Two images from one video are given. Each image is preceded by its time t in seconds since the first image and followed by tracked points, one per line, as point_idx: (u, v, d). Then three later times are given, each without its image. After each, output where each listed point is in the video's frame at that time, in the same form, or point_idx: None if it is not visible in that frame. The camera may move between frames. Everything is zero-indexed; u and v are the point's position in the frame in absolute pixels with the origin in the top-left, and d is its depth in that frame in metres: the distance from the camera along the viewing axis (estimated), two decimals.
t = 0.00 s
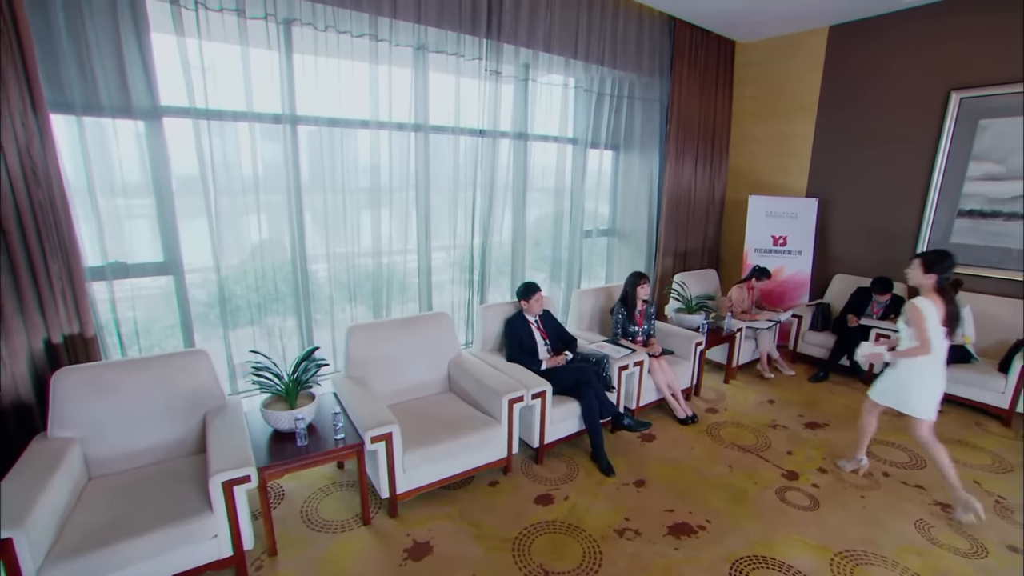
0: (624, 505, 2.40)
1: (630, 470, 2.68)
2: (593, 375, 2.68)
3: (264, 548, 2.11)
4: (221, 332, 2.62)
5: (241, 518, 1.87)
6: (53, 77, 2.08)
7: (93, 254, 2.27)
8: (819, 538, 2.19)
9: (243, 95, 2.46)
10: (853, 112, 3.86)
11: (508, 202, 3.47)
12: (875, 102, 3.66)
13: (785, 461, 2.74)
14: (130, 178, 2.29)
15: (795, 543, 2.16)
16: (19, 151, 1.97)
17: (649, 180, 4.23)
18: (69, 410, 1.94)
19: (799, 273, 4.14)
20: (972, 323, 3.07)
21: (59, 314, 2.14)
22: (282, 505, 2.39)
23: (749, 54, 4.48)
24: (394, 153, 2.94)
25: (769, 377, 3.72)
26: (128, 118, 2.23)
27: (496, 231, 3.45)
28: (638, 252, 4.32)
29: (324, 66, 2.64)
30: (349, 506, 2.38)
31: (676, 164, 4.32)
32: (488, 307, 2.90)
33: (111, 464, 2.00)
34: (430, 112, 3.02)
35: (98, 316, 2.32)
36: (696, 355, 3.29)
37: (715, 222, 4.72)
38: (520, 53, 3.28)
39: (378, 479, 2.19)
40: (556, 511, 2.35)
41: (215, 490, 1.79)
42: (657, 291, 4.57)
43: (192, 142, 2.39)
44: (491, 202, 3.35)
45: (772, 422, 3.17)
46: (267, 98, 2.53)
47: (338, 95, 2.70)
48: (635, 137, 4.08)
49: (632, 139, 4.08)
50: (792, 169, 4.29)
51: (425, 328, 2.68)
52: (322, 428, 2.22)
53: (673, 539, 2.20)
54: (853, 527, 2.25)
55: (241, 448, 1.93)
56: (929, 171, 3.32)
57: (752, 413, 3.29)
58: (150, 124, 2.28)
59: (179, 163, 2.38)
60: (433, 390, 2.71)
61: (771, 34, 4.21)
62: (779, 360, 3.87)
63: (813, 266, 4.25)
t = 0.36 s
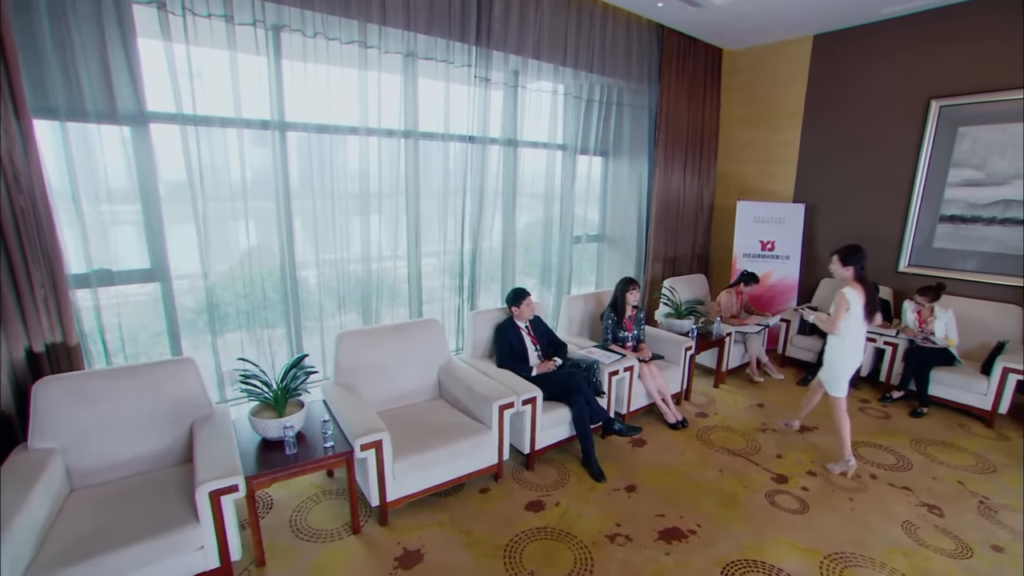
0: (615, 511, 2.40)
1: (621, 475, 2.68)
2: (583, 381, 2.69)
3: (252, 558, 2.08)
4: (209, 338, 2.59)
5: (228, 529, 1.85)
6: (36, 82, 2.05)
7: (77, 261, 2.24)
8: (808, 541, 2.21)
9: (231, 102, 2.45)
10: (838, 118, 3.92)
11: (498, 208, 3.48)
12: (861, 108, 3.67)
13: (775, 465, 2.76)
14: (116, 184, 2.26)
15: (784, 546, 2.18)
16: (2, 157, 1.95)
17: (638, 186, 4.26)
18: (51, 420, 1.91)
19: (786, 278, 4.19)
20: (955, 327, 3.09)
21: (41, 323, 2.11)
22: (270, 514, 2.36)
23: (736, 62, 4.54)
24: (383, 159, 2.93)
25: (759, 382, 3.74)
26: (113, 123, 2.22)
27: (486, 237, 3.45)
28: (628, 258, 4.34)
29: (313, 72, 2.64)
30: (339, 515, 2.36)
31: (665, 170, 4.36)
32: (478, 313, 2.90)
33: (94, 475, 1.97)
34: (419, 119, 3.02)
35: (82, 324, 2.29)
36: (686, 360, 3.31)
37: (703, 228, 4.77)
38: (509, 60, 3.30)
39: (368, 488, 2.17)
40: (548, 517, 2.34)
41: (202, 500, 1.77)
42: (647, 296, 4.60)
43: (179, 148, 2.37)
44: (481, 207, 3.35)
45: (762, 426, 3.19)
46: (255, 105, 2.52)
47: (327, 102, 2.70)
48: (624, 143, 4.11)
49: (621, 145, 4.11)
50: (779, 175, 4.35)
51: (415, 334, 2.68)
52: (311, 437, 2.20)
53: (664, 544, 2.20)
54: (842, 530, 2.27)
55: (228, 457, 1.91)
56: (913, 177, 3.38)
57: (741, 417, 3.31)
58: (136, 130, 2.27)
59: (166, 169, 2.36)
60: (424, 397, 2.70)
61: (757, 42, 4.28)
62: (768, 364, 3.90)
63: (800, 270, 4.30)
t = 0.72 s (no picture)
0: (608, 516, 2.40)
1: (613, 480, 2.68)
2: (575, 387, 2.69)
3: (242, 568, 2.06)
4: (199, 345, 2.57)
5: (217, 538, 1.83)
6: (22, 87, 2.03)
7: (64, 267, 2.22)
8: (799, 545, 2.22)
9: (222, 107, 2.44)
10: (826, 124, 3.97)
11: (490, 213, 3.48)
12: (850, 113, 3.74)
13: (766, 469, 2.77)
14: (103, 189, 2.24)
15: (776, 550, 2.18)
16: None
17: (629, 191, 4.28)
18: (36, 429, 1.88)
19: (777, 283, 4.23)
20: (941, 329, 3.16)
21: (25, 330, 2.08)
22: (261, 523, 2.34)
23: (725, 69, 4.60)
24: (374, 165, 2.93)
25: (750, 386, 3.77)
26: (101, 128, 2.20)
27: (477, 242, 3.45)
28: (620, 263, 4.36)
29: (304, 78, 2.63)
30: (331, 523, 2.34)
31: (656, 176, 4.40)
32: (470, 319, 2.90)
33: (79, 485, 1.94)
34: (411, 125, 3.03)
35: (68, 331, 2.26)
36: (677, 365, 3.32)
37: (694, 233, 4.80)
38: (501, 66, 3.32)
39: (360, 495, 2.16)
40: (540, 523, 2.34)
41: (191, 510, 1.75)
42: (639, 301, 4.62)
43: (169, 154, 2.36)
44: (473, 213, 3.36)
45: (753, 430, 3.21)
46: (246, 111, 2.51)
47: (318, 107, 2.70)
48: (615, 149, 4.13)
49: (612, 151, 4.14)
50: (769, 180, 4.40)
51: (407, 340, 2.67)
52: (301, 444, 2.18)
53: (657, 549, 2.20)
54: (833, 533, 2.28)
55: (217, 466, 1.89)
56: (900, 183, 3.45)
57: (733, 421, 3.32)
58: (124, 135, 2.25)
59: (155, 175, 2.34)
60: (416, 403, 2.69)
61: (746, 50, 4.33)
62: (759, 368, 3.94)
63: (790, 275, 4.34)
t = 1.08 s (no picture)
0: (601, 522, 2.40)
1: (606, 486, 2.68)
2: (568, 392, 2.69)
3: None
4: (190, 352, 2.54)
5: (207, 548, 1.80)
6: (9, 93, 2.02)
7: (51, 274, 2.19)
8: (792, 548, 2.23)
9: (213, 113, 2.43)
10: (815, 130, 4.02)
11: (482, 219, 3.48)
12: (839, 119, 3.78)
13: (758, 474, 2.78)
14: (91, 195, 2.22)
15: (769, 554, 2.19)
16: None
17: (621, 197, 4.31)
18: (21, 439, 1.85)
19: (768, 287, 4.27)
20: (929, 332, 3.27)
21: (10, 338, 2.05)
22: (251, 532, 2.31)
23: (715, 76, 4.65)
24: (366, 171, 2.93)
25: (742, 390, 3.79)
26: (90, 134, 2.18)
27: (470, 248, 3.45)
28: (612, 268, 4.38)
29: (296, 84, 2.63)
30: (322, 531, 2.32)
31: (647, 182, 4.43)
32: (463, 325, 2.90)
33: (65, 495, 1.91)
34: (403, 131, 3.03)
35: (55, 339, 2.23)
36: (670, 370, 3.34)
37: (686, 238, 4.83)
38: (493, 73, 3.34)
39: (352, 503, 2.14)
40: (534, 530, 2.33)
41: (180, 519, 1.72)
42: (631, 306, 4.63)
43: (159, 159, 2.34)
44: (465, 219, 3.36)
45: (745, 434, 3.22)
46: (238, 116, 2.50)
47: (310, 113, 2.70)
48: (607, 155, 4.16)
49: (604, 157, 4.16)
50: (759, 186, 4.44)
51: (399, 346, 2.66)
52: (293, 452, 2.17)
53: (650, 554, 2.20)
54: (825, 537, 2.29)
55: (207, 474, 1.87)
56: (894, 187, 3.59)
57: (725, 425, 3.34)
58: (114, 141, 2.23)
59: (145, 181, 2.33)
60: (408, 410, 2.68)
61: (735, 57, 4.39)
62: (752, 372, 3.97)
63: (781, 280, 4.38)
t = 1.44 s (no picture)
0: (595, 527, 2.39)
1: (600, 491, 2.67)
2: (561, 398, 2.69)
3: None
4: (180, 359, 2.52)
5: (196, 558, 1.78)
6: None
7: (39, 281, 2.17)
8: (784, 553, 2.23)
9: (204, 118, 2.43)
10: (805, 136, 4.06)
11: (475, 224, 3.49)
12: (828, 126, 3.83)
13: (751, 478, 2.79)
14: (80, 200, 2.20)
15: (762, 559, 2.20)
16: None
17: (614, 203, 4.32)
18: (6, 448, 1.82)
19: (759, 292, 4.32)
20: (918, 336, 3.35)
21: None
22: (242, 540, 2.29)
23: (706, 83, 4.69)
24: (358, 176, 2.92)
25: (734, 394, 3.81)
26: (79, 139, 2.17)
27: (463, 253, 3.46)
28: (605, 273, 4.39)
29: (288, 89, 2.63)
30: (314, 539, 2.30)
31: (640, 187, 4.45)
32: (456, 330, 2.90)
33: (51, 506, 1.88)
34: (396, 137, 3.03)
35: (42, 346, 2.20)
36: (663, 375, 3.34)
37: (679, 243, 4.86)
38: (485, 79, 3.35)
39: (343, 511, 2.12)
40: (527, 537, 2.32)
41: (169, 528, 1.70)
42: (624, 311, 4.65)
43: (150, 165, 2.33)
44: (458, 224, 3.36)
45: (738, 439, 3.23)
46: (230, 122, 2.50)
47: (303, 119, 2.70)
48: (599, 161, 4.18)
49: (597, 163, 4.18)
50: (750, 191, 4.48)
51: (392, 352, 2.65)
52: (284, 459, 2.15)
53: (643, 560, 2.19)
54: (817, 540, 2.30)
55: (197, 483, 1.85)
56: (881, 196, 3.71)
57: (718, 430, 3.35)
58: (104, 146, 2.22)
59: (135, 187, 2.31)
60: (401, 416, 2.67)
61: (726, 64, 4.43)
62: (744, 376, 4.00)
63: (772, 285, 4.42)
